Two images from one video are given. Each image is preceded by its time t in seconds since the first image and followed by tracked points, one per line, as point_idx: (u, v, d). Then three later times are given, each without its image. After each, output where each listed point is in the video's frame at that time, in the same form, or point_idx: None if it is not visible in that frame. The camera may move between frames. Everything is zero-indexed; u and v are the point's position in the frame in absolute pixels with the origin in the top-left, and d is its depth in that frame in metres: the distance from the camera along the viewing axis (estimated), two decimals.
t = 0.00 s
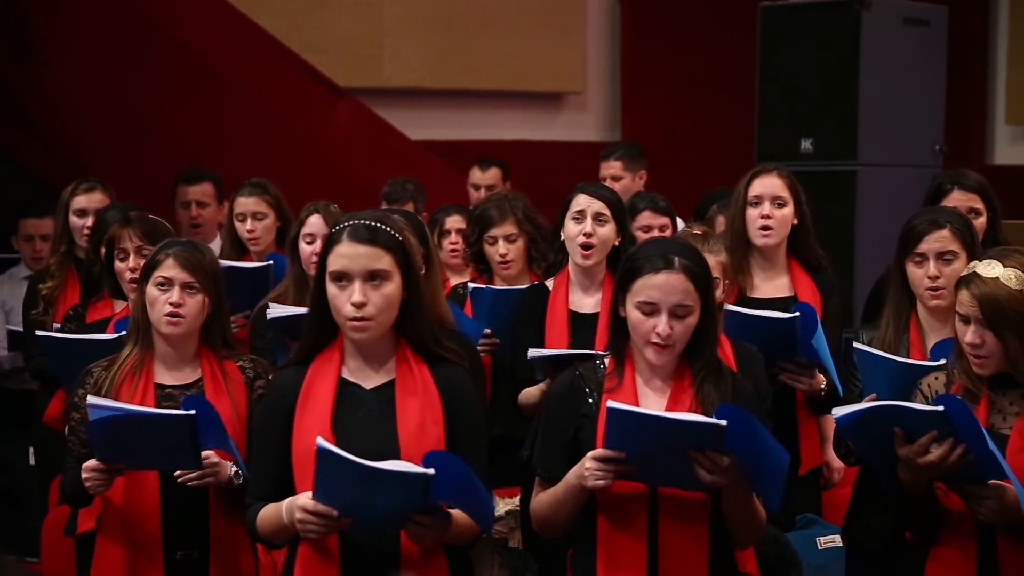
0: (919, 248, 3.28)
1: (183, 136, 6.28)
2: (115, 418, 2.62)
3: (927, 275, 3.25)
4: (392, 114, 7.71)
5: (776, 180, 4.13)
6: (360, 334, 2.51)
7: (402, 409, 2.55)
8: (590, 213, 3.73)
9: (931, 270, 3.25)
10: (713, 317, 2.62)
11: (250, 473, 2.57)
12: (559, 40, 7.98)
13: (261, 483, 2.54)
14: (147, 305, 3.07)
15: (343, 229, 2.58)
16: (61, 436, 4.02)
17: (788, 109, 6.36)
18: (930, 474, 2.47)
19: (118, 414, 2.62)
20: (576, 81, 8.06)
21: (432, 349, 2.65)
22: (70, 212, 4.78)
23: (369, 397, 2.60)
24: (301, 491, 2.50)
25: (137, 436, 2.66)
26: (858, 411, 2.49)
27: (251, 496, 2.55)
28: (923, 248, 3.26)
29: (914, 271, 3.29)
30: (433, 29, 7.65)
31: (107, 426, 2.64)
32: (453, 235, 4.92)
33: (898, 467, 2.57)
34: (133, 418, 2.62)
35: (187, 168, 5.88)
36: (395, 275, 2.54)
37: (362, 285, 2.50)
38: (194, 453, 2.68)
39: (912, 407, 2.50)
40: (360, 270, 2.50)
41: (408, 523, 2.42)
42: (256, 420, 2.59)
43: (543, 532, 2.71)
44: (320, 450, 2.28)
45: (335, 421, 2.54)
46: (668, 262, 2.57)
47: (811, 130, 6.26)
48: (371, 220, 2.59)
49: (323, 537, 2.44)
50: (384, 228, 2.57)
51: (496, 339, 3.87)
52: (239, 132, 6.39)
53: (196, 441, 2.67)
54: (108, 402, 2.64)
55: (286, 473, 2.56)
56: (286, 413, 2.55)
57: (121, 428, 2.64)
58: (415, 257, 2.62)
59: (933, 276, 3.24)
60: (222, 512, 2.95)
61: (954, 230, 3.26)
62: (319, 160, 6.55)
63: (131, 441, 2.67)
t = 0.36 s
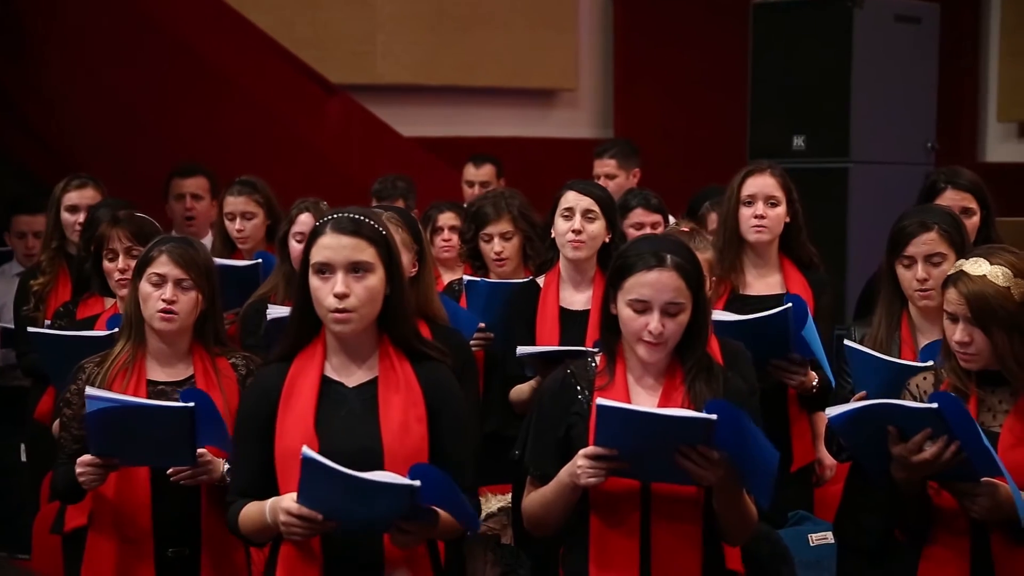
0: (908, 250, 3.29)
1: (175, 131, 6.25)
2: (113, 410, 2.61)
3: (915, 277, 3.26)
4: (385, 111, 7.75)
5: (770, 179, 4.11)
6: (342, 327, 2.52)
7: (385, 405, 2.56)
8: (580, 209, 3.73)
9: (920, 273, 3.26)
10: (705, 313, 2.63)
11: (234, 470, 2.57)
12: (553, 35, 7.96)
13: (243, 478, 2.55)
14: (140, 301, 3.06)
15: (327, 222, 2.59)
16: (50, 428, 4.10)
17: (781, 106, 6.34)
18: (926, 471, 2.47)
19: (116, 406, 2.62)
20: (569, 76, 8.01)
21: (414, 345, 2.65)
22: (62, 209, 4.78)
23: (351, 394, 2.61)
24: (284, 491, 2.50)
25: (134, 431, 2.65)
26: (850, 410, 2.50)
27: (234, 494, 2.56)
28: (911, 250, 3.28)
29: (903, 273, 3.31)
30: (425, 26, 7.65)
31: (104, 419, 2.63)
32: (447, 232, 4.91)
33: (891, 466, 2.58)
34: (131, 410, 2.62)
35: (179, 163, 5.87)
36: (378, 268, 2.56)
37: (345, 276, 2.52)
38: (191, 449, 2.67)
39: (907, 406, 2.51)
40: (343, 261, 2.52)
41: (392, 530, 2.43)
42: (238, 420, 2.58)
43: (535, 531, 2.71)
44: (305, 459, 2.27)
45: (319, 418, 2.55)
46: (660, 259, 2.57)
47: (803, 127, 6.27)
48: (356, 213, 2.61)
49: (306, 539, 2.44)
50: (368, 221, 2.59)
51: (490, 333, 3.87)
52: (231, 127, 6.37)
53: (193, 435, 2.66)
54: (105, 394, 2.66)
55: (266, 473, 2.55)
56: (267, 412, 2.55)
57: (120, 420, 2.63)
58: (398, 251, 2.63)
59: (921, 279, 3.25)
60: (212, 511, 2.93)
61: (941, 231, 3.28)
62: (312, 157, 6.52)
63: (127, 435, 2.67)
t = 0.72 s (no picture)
0: (897, 249, 3.29)
1: (168, 127, 6.27)
2: (122, 404, 2.60)
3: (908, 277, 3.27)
4: (377, 107, 7.73)
5: (765, 177, 4.11)
6: (331, 317, 2.51)
7: (376, 396, 2.56)
8: (567, 206, 3.73)
9: (910, 271, 3.26)
10: (699, 309, 2.62)
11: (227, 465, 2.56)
12: (544, 32, 7.97)
13: (237, 475, 2.54)
14: (134, 295, 3.05)
15: (318, 213, 2.60)
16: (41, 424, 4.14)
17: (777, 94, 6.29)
18: (907, 465, 2.48)
19: (118, 400, 2.60)
20: (561, 73, 8.03)
21: (404, 339, 2.65)
22: (53, 203, 4.77)
23: (341, 388, 2.60)
24: (276, 486, 2.50)
25: (136, 425, 2.64)
26: (836, 404, 2.49)
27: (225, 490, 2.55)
28: (901, 249, 3.27)
29: (893, 270, 3.32)
30: (417, 22, 7.64)
31: (111, 411, 2.62)
32: (441, 228, 4.91)
33: (875, 463, 2.59)
34: (138, 404, 2.61)
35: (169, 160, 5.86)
36: (368, 258, 2.56)
37: (334, 265, 2.52)
38: (190, 444, 2.69)
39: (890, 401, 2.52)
40: (332, 251, 2.52)
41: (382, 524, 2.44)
42: (229, 415, 2.58)
43: (527, 527, 2.71)
44: (292, 456, 2.29)
45: (308, 413, 2.54)
46: (654, 254, 2.57)
47: (797, 123, 6.26)
48: (347, 205, 2.61)
49: (297, 534, 2.45)
50: (359, 213, 2.59)
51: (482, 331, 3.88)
52: (223, 124, 6.38)
53: (194, 430, 2.67)
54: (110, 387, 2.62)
55: (259, 469, 2.55)
56: (259, 405, 2.55)
57: (126, 414, 2.62)
58: (389, 243, 2.63)
59: (912, 276, 3.26)
60: (206, 505, 2.93)
61: (931, 229, 3.26)
62: (303, 151, 6.56)
63: (129, 431, 2.65)
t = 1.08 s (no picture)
0: (880, 242, 3.31)
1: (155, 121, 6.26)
2: (116, 396, 2.59)
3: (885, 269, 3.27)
4: (364, 100, 7.74)
5: (766, 173, 4.09)
6: (328, 306, 2.52)
7: (374, 387, 2.56)
8: (553, 201, 3.73)
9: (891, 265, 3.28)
10: (685, 304, 2.62)
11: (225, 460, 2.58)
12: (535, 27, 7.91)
13: (237, 470, 2.56)
14: (122, 289, 3.04)
15: (315, 204, 2.61)
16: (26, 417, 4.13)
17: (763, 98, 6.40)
18: (878, 458, 2.48)
19: (116, 392, 2.59)
20: (546, 67, 7.97)
21: (404, 330, 2.66)
22: (38, 196, 4.78)
23: (341, 383, 2.60)
24: (273, 480, 2.51)
25: (128, 417, 2.64)
26: (809, 396, 2.49)
27: (224, 483, 2.57)
28: (883, 242, 3.30)
29: (874, 265, 3.33)
30: (404, 15, 7.64)
31: (106, 403, 2.61)
32: (430, 221, 4.92)
33: (845, 454, 2.58)
34: (132, 395, 2.60)
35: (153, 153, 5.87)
36: (364, 249, 2.57)
37: (329, 255, 2.53)
38: (182, 435, 2.69)
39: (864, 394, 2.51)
40: (327, 241, 2.54)
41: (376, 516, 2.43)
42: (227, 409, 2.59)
43: (513, 520, 2.71)
44: (285, 449, 2.29)
45: (307, 406, 2.55)
46: (640, 247, 2.57)
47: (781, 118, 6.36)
48: (344, 197, 2.63)
49: (293, 529, 2.46)
50: (355, 205, 2.61)
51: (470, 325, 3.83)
52: (210, 117, 6.39)
53: (188, 421, 2.67)
54: (107, 379, 2.63)
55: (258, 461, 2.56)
56: (258, 396, 2.56)
57: (118, 406, 2.61)
58: (386, 235, 2.64)
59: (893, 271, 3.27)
60: (194, 496, 2.94)
61: (912, 222, 3.29)
62: (291, 146, 6.59)
63: (121, 422, 2.65)
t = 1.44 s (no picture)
0: (864, 236, 3.32)
1: (146, 116, 6.26)
2: (108, 390, 2.58)
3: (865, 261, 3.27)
4: (354, 95, 7.73)
5: (777, 169, 4.11)
6: (330, 305, 2.53)
7: (377, 385, 2.57)
8: (545, 198, 3.72)
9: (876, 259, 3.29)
10: (671, 298, 2.63)
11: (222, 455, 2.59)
12: (523, 23, 7.95)
13: (234, 464, 2.57)
14: (112, 284, 3.03)
15: (317, 199, 2.62)
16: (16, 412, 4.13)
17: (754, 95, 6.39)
18: (853, 458, 2.47)
19: (109, 387, 2.59)
20: (537, 61, 8.01)
21: (409, 329, 2.67)
22: (27, 189, 4.77)
23: (343, 378, 2.62)
24: (275, 478, 2.51)
25: (121, 412, 2.63)
26: (786, 398, 2.49)
27: (223, 477, 2.57)
28: (867, 236, 3.30)
29: (859, 259, 3.33)
30: (394, 10, 7.63)
31: (99, 397, 2.59)
32: (420, 216, 4.93)
33: (820, 452, 2.57)
34: (125, 389, 2.60)
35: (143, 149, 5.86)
36: (365, 245, 2.57)
37: (331, 252, 2.53)
38: (176, 430, 2.69)
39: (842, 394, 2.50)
40: (329, 238, 2.54)
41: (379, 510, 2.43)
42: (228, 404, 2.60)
43: (501, 513, 2.71)
44: (286, 449, 2.29)
45: (307, 402, 2.56)
46: (628, 242, 2.58)
47: (772, 114, 6.38)
48: (346, 193, 2.63)
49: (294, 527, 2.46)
50: (356, 201, 2.61)
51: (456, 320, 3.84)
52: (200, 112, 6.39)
53: (181, 415, 2.67)
54: (100, 374, 2.62)
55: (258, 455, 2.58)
56: (259, 391, 2.57)
57: (110, 401, 2.60)
58: (388, 232, 2.64)
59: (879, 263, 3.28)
60: (186, 491, 2.94)
61: (896, 216, 3.31)
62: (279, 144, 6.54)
63: (114, 417, 2.64)
